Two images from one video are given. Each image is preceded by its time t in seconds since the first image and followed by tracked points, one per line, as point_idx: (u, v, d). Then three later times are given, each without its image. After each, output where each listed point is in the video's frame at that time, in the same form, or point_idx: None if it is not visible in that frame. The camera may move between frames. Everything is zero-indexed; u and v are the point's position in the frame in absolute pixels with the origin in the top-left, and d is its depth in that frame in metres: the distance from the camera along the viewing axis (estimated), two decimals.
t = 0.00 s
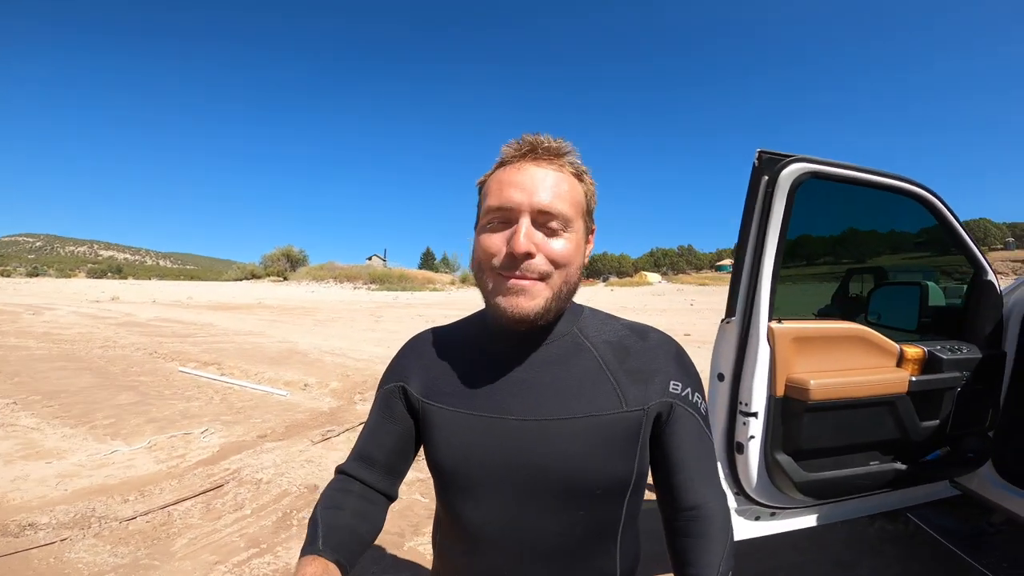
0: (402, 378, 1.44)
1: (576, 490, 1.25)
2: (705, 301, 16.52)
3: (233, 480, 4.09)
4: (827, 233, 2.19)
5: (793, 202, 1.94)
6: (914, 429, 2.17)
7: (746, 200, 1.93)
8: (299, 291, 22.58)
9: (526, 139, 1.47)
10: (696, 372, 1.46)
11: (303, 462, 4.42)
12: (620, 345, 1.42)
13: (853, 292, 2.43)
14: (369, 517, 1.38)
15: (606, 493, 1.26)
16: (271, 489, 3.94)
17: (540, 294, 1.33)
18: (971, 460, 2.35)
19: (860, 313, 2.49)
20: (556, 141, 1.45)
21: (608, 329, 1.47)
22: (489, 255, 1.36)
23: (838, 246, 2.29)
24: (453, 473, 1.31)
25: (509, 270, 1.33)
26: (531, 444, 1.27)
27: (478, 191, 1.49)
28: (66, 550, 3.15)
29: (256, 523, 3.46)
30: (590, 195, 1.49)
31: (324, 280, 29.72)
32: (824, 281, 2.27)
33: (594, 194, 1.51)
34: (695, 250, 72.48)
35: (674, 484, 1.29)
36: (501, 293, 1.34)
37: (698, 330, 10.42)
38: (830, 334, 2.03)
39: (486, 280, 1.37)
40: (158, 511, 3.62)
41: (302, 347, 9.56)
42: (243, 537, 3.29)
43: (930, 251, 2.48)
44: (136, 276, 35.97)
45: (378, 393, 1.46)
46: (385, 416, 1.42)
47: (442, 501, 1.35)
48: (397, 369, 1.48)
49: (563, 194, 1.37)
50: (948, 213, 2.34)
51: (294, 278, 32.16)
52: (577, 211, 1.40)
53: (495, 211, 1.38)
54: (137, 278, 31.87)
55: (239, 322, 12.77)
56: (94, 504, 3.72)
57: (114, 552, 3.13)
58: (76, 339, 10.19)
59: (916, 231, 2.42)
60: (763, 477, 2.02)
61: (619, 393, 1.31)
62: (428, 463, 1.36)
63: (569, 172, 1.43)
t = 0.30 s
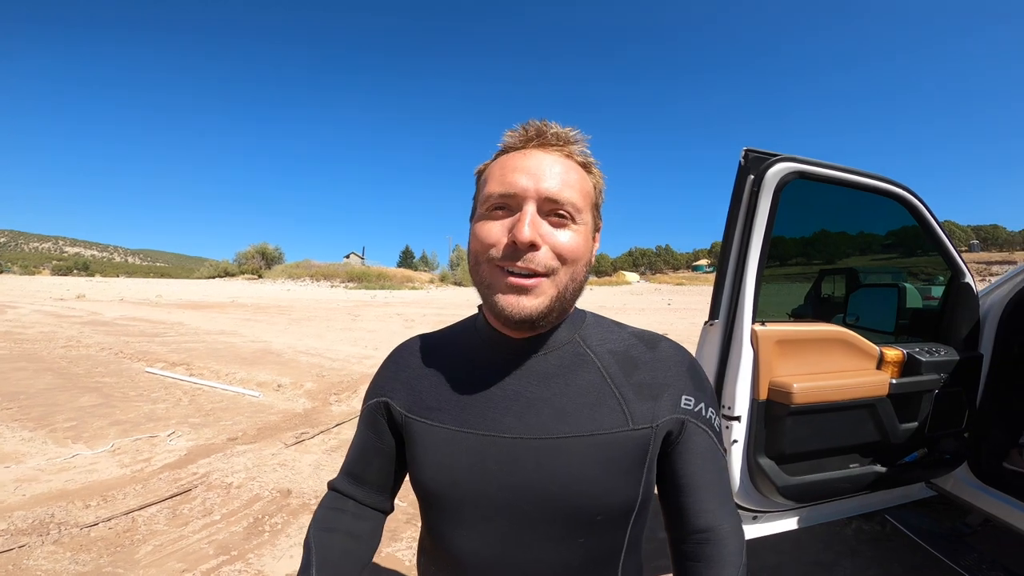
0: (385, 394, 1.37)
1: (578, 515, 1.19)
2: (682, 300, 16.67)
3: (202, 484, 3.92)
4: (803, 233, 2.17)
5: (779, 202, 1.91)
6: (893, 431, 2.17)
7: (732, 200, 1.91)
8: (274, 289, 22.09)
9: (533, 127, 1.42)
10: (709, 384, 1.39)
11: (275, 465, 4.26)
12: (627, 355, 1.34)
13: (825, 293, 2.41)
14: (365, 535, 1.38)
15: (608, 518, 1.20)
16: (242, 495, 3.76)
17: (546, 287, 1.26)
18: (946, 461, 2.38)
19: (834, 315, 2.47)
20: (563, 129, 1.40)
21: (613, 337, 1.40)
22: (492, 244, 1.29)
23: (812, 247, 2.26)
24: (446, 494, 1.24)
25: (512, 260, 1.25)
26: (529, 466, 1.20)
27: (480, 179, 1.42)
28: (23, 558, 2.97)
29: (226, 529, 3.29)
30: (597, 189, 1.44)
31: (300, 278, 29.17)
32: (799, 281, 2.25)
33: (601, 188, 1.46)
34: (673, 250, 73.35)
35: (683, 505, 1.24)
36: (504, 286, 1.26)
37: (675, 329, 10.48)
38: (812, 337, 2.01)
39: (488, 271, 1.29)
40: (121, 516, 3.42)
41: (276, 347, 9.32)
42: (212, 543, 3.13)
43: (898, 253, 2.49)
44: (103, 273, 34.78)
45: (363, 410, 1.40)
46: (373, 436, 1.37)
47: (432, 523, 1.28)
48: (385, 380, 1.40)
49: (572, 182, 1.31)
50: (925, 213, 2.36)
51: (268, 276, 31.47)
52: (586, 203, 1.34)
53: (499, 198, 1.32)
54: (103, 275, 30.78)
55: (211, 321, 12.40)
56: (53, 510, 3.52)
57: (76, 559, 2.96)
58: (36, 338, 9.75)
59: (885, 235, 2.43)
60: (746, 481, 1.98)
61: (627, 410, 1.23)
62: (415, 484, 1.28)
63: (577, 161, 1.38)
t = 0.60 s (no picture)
0: (360, 410, 1.38)
1: (547, 542, 1.15)
2: (680, 303, 16.63)
3: (195, 494, 3.84)
4: (798, 234, 2.13)
5: (769, 204, 1.86)
6: (892, 437, 2.12)
7: (721, 203, 1.86)
8: (271, 297, 22.00)
9: (499, 133, 1.42)
10: (698, 404, 1.32)
11: (269, 475, 4.19)
12: (604, 374, 1.30)
13: (822, 293, 2.38)
14: (351, 550, 1.37)
15: (581, 544, 1.16)
16: (235, 504, 3.69)
17: (514, 304, 1.24)
18: (946, 465, 2.33)
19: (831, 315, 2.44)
20: (532, 138, 1.39)
21: (591, 355, 1.36)
22: (458, 260, 1.29)
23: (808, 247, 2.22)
24: (416, 516, 1.22)
25: (480, 277, 1.25)
26: (495, 489, 1.18)
27: (449, 192, 1.42)
28: (13, 568, 2.90)
29: (218, 539, 3.22)
30: (569, 198, 1.43)
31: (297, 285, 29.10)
32: (796, 282, 2.21)
33: (572, 195, 1.45)
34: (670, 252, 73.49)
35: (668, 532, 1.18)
36: (471, 303, 1.25)
37: (674, 332, 10.42)
38: (806, 342, 1.97)
39: (456, 288, 1.28)
40: (113, 527, 3.35)
41: (273, 355, 9.25)
42: (204, 553, 3.05)
43: (895, 252, 2.45)
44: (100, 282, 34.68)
45: (342, 426, 1.40)
46: (351, 452, 1.36)
47: (405, 545, 1.26)
48: (360, 398, 1.41)
49: (539, 193, 1.30)
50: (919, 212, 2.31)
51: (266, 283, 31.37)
52: (556, 212, 1.33)
53: (466, 212, 1.32)
54: (100, 285, 30.64)
55: (207, 329, 12.31)
56: (45, 520, 3.44)
57: (66, 571, 2.89)
58: (32, 348, 9.66)
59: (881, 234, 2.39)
60: (741, 490, 1.93)
61: (600, 432, 1.19)
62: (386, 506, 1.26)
63: (546, 171, 1.37)
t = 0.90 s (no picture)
0: (352, 408, 1.43)
1: (532, 539, 1.13)
2: (692, 300, 16.46)
3: (206, 496, 3.85)
4: (811, 228, 2.07)
5: (780, 196, 1.80)
6: (912, 435, 2.04)
7: (729, 195, 1.80)
8: (284, 300, 22.18)
9: (463, 129, 1.40)
10: (692, 398, 1.30)
11: (280, 476, 4.19)
12: (591, 368, 1.29)
13: (837, 289, 2.31)
14: (346, 552, 1.39)
15: (567, 543, 1.13)
16: (246, 505, 3.69)
17: (487, 299, 1.23)
18: (969, 463, 2.25)
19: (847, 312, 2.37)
20: (496, 132, 1.37)
21: (578, 348, 1.36)
22: (429, 261, 1.29)
23: (822, 242, 2.16)
24: (404, 514, 1.23)
25: (450, 277, 1.24)
26: (478, 485, 1.17)
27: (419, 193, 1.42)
28: (27, 569, 2.92)
29: (228, 540, 3.22)
30: (542, 187, 1.39)
31: (309, 287, 29.31)
32: (810, 278, 2.15)
33: (546, 184, 1.42)
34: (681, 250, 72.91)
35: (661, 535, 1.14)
36: (443, 302, 1.25)
37: (686, 330, 10.31)
38: (822, 338, 1.91)
39: (430, 289, 1.29)
40: (126, 528, 3.37)
41: (284, 356, 9.30)
42: (214, 555, 3.05)
43: (910, 246, 2.38)
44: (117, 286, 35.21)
45: (337, 425, 1.46)
46: (344, 451, 1.41)
47: (395, 543, 1.27)
48: (355, 397, 1.46)
49: (504, 186, 1.28)
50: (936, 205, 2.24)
51: (278, 286, 31.65)
52: (525, 202, 1.29)
53: (431, 212, 1.31)
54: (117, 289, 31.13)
55: (221, 331, 12.43)
56: (59, 521, 3.47)
57: (78, 572, 2.90)
58: (50, 352, 9.82)
59: (896, 228, 2.33)
60: (754, 490, 1.87)
61: (585, 428, 1.17)
62: (376, 502, 1.28)
63: (512, 162, 1.34)
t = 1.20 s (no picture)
0: (360, 399, 1.44)
1: (531, 530, 1.12)
2: (707, 297, 16.27)
3: (221, 492, 3.90)
4: (829, 224, 2.02)
5: (802, 187, 1.76)
6: (938, 433, 1.99)
7: (748, 187, 1.76)
8: (299, 297, 22.41)
9: (446, 126, 1.40)
10: (699, 389, 1.26)
11: (294, 472, 4.23)
12: (592, 357, 1.27)
13: (855, 286, 2.24)
14: (344, 549, 1.42)
15: (568, 535, 1.11)
16: (260, 502, 3.73)
17: (475, 290, 1.22)
18: (997, 463, 2.19)
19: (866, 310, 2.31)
20: (477, 125, 1.36)
21: (581, 337, 1.34)
22: (418, 258, 1.29)
23: (840, 238, 2.11)
24: (406, 501, 1.24)
25: (436, 272, 1.24)
26: (479, 474, 1.17)
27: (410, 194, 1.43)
28: (47, 564, 2.98)
29: (243, 536, 3.25)
30: (530, 174, 1.36)
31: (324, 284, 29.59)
32: (827, 274, 2.10)
33: (535, 172, 1.39)
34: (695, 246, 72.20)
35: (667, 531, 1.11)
36: (433, 297, 1.25)
37: (701, 326, 10.19)
38: (844, 333, 1.86)
39: (422, 286, 1.29)
40: (143, 524, 3.42)
41: (300, 353, 9.39)
42: (229, 551, 3.08)
43: (931, 243, 2.31)
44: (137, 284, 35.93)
45: (345, 417, 1.48)
46: (350, 443, 1.43)
47: (396, 532, 1.27)
48: (363, 388, 1.48)
49: (484, 176, 1.26)
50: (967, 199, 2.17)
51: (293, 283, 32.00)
52: (507, 191, 1.27)
53: (417, 210, 1.32)
54: (138, 287, 31.72)
55: (237, 328, 12.60)
56: (78, 517, 3.54)
57: (96, 567, 2.95)
58: (73, 349, 10.04)
59: (917, 224, 2.26)
60: (773, 489, 1.84)
61: (587, 417, 1.16)
62: (379, 491, 1.29)
63: (494, 153, 1.32)
